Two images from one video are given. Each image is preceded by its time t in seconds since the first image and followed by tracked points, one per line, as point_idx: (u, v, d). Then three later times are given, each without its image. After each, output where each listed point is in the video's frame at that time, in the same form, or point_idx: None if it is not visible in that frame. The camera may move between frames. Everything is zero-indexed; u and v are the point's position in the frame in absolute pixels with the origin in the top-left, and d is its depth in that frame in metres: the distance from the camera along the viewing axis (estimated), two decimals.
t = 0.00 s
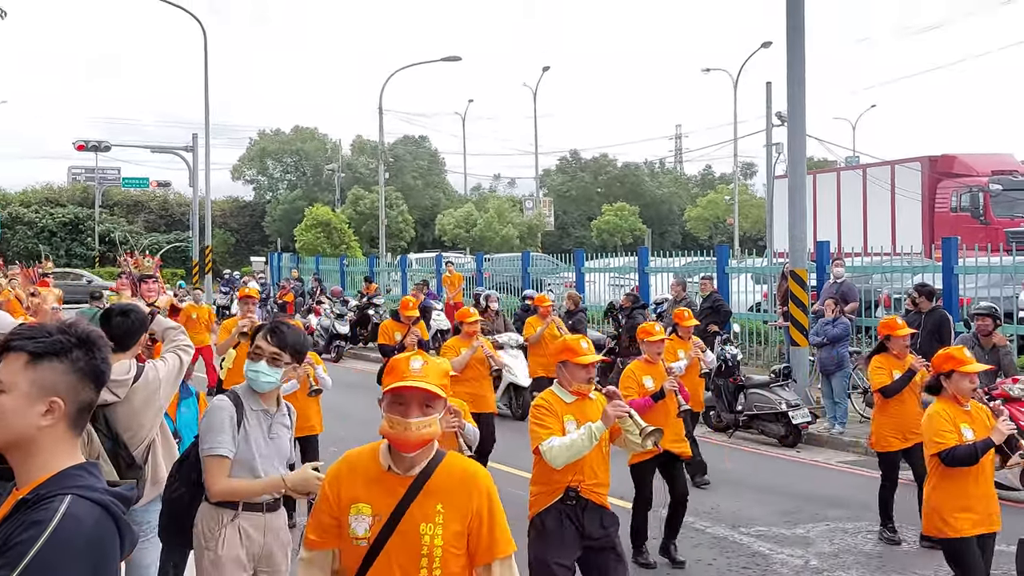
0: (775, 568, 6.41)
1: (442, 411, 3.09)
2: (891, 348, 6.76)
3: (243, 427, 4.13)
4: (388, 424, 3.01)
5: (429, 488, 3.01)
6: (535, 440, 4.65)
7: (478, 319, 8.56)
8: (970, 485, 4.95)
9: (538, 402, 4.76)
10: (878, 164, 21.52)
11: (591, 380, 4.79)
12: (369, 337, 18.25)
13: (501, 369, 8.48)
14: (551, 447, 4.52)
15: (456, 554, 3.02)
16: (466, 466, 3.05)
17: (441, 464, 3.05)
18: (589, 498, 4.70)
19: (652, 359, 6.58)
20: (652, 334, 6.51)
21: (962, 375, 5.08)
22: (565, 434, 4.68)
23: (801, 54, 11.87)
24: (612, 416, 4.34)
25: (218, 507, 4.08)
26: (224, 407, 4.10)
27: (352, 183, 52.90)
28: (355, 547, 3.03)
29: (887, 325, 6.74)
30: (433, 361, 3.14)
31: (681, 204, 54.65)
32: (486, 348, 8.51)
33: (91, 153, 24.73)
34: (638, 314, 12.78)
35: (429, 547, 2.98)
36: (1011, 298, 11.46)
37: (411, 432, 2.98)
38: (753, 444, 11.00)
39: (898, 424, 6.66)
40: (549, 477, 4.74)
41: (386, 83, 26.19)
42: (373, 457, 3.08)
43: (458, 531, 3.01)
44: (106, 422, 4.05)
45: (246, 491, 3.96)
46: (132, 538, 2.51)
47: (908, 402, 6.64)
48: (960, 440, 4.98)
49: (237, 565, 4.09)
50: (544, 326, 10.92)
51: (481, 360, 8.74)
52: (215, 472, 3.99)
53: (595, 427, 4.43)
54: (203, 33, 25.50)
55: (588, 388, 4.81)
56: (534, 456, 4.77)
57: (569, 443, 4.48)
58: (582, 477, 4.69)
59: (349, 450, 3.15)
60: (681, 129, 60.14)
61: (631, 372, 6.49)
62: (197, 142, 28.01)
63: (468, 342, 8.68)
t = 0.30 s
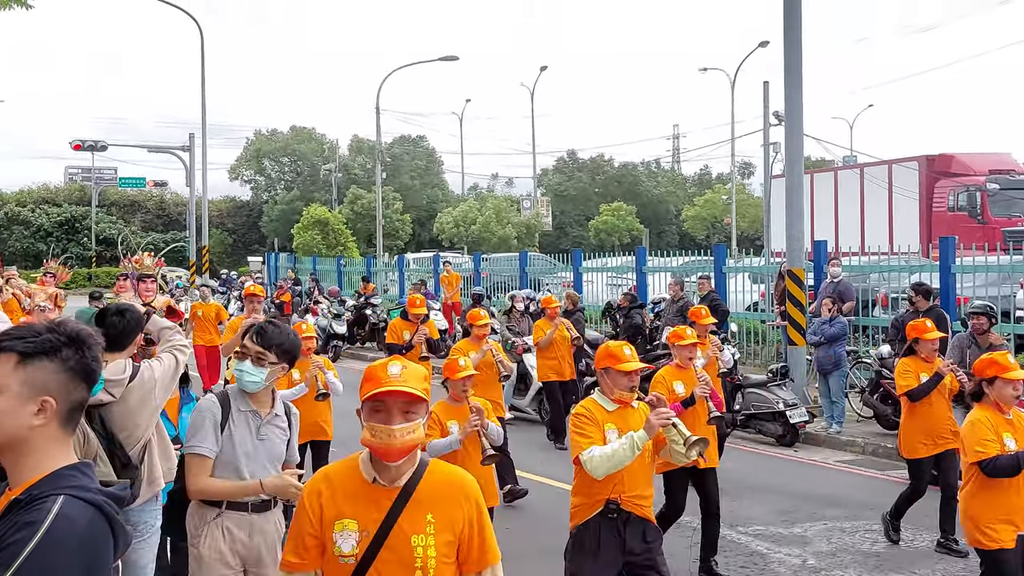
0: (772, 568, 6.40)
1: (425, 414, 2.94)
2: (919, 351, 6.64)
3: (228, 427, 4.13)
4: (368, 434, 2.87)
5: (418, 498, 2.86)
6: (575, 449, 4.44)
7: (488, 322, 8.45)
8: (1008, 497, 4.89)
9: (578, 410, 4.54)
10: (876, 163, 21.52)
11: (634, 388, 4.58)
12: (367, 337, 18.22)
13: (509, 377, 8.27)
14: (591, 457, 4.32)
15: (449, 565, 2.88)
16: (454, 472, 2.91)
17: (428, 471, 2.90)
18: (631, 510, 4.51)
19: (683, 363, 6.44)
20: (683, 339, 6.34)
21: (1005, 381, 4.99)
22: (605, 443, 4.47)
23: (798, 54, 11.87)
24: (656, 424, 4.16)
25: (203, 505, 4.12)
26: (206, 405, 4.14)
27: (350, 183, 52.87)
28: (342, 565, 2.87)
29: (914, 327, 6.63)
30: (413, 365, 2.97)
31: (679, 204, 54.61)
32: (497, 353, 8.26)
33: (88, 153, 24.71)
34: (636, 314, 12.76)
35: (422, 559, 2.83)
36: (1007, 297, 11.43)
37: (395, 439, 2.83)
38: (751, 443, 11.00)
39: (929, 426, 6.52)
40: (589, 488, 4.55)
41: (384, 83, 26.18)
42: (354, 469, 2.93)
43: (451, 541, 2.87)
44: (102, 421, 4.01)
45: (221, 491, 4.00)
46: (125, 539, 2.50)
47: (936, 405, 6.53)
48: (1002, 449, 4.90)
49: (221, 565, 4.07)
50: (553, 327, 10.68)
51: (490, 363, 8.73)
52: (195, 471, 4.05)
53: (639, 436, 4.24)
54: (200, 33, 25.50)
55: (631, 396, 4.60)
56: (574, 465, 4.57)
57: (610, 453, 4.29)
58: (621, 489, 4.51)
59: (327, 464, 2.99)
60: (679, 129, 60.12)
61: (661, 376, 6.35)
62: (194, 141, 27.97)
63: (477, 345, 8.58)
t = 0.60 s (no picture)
0: (771, 568, 6.41)
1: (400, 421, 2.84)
2: (942, 351, 6.57)
3: (223, 430, 4.13)
4: (342, 442, 2.77)
5: (400, 507, 2.77)
6: (619, 450, 4.45)
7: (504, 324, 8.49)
8: None
9: (620, 411, 4.55)
10: (873, 164, 21.53)
11: (677, 387, 4.54)
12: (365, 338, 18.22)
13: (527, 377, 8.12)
14: (637, 458, 4.33)
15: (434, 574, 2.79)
16: (434, 477, 2.82)
17: (406, 479, 2.81)
18: (677, 511, 4.51)
19: (710, 364, 6.51)
20: (711, 339, 6.38)
21: None
22: (650, 444, 4.49)
23: (795, 54, 11.88)
24: (702, 423, 4.17)
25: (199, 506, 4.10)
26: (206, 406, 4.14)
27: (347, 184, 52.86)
28: None
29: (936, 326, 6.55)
30: (389, 369, 2.89)
31: (676, 205, 54.61)
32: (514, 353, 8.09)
33: (84, 154, 24.66)
34: (633, 314, 12.75)
35: (405, 569, 2.74)
36: (1005, 296, 11.38)
37: (366, 448, 2.73)
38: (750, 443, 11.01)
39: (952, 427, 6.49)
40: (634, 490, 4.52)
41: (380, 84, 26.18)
42: (331, 476, 2.83)
43: (436, 549, 2.78)
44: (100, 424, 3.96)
45: (225, 491, 4.01)
46: (122, 542, 2.49)
47: (958, 406, 6.50)
48: None
49: (221, 561, 4.04)
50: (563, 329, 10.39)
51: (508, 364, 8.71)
52: (191, 472, 4.05)
53: (685, 436, 4.27)
54: (197, 35, 25.47)
55: (674, 396, 4.57)
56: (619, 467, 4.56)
57: (656, 454, 4.30)
58: (671, 490, 4.49)
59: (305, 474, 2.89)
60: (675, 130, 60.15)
61: (689, 377, 6.43)
62: (191, 143, 27.93)
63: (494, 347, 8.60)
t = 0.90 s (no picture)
0: (770, 566, 6.41)
1: (386, 425, 2.74)
2: (962, 355, 6.43)
3: (227, 433, 4.09)
4: (324, 445, 2.68)
5: (389, 511, 2.69)
6: (656, 459, 4.28)
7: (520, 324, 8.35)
8: None
9: (655, 418, 4.39)
10: (871, 162, 21.52)
11: (711, 392, 4.41)
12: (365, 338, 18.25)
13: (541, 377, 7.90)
14: (676, 468, 4.15)
15: None
16: (423, 480, 2.74)
17: (393, 482, 2.72)
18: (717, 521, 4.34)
19: (738, 368, 6.30)
20: (740, 341, 6.20)
21: None
22: (688, 452, 4.32)
23: (794, 53, 11.88)
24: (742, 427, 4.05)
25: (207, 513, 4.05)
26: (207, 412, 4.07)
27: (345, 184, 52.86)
28: None
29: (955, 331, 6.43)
30: (375, 371, 2.80)
31: (675, 204, 54.60)
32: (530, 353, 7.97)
33: (83, 155, 24.64)
34: (632, 314, 12.75)
35: None
36: (1004, 295, 11.46)
37: (348, 453, 2.63)
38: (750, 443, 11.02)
39: (975, 433, 6.26)
40: (671, 500, 4.33)
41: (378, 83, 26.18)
42: (318, 482, 2.75)
43: (426, 553, 2.71)
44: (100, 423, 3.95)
45: (232, 497, 3.97)
46: (125, 542, 2.49)
47: (984, 413, 6.32)
48: None
49: (231, 567, 4.05)
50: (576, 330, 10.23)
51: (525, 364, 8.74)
52: (199, 479, 3.97)
53: (725, 442, 4.12)
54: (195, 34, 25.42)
55: (708, 401, 4.43)
56: (655, 477, 4.38)
57: (696, 463, 4.12)
58: (710, 500, 4.33)
59: (290, 479, 2.80)
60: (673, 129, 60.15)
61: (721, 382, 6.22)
62: (190, 143, 27.89)
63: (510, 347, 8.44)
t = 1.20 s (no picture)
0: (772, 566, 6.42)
1: (380, 433, 2.72)
2: (987, 355, 6.35)
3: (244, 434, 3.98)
4: (318, 454, 2.65)
5: (387, 521, 2.66)
6: (701, 469, 3.99)
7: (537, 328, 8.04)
8: None
9: (695, 425, 4.10)
10: (870, 161, 21.53)
11: (753, 397, 4.09)
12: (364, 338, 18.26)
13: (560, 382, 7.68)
14: (723, 479, 3.87)
15: None
16: (423, 489, 2.71)
17: (393, 492, 2.70)
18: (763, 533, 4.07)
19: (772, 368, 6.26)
20: (773, 341, 6.05)
21: None
22: (733, 461, 4.02)
23: (793, 53, 11.88)
24: (793, 435, 3.89)
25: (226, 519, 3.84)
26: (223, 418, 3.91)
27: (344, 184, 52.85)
28: None
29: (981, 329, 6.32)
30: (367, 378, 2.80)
31: (674, 204, 54.62)
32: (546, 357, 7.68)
33: (82, 156, 24.63)
34: (631, 313, 12.77)
35: None
36: (1003, 294, 11.44)
37: (341, 462, 2.60)
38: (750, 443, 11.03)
39: (1000, 435, 6.18)
40: (713, 511, 4.03)
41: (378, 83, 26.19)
42: (316, 492, 2.73)
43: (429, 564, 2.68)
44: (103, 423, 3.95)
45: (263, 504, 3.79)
46: (129, 543, 2.49)
47: (1008, 414, 6.22)
48: None
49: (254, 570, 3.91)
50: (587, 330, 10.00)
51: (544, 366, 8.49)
52: (227, 490, 3.75)
53: (775, 451, 3.87)
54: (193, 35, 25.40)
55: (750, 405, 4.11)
56: (697, 487, 4.09)
57: (744, 473, 3.86)
58: (754, 510, 4.04)
59: (288, 489, 2.80)
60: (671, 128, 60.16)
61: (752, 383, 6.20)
62: (188, 144, 27.86)
63: (526, 352, 8.11)
